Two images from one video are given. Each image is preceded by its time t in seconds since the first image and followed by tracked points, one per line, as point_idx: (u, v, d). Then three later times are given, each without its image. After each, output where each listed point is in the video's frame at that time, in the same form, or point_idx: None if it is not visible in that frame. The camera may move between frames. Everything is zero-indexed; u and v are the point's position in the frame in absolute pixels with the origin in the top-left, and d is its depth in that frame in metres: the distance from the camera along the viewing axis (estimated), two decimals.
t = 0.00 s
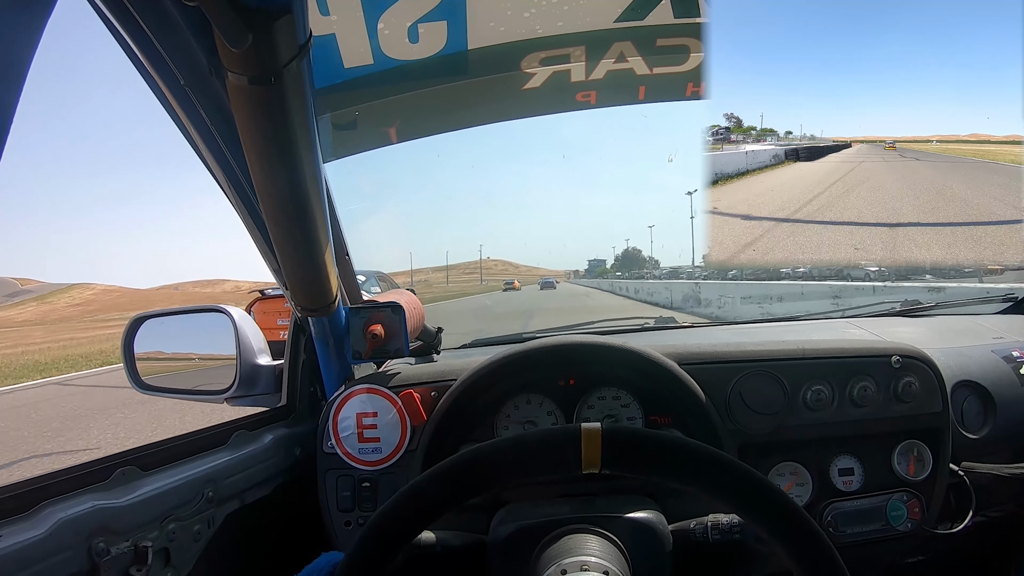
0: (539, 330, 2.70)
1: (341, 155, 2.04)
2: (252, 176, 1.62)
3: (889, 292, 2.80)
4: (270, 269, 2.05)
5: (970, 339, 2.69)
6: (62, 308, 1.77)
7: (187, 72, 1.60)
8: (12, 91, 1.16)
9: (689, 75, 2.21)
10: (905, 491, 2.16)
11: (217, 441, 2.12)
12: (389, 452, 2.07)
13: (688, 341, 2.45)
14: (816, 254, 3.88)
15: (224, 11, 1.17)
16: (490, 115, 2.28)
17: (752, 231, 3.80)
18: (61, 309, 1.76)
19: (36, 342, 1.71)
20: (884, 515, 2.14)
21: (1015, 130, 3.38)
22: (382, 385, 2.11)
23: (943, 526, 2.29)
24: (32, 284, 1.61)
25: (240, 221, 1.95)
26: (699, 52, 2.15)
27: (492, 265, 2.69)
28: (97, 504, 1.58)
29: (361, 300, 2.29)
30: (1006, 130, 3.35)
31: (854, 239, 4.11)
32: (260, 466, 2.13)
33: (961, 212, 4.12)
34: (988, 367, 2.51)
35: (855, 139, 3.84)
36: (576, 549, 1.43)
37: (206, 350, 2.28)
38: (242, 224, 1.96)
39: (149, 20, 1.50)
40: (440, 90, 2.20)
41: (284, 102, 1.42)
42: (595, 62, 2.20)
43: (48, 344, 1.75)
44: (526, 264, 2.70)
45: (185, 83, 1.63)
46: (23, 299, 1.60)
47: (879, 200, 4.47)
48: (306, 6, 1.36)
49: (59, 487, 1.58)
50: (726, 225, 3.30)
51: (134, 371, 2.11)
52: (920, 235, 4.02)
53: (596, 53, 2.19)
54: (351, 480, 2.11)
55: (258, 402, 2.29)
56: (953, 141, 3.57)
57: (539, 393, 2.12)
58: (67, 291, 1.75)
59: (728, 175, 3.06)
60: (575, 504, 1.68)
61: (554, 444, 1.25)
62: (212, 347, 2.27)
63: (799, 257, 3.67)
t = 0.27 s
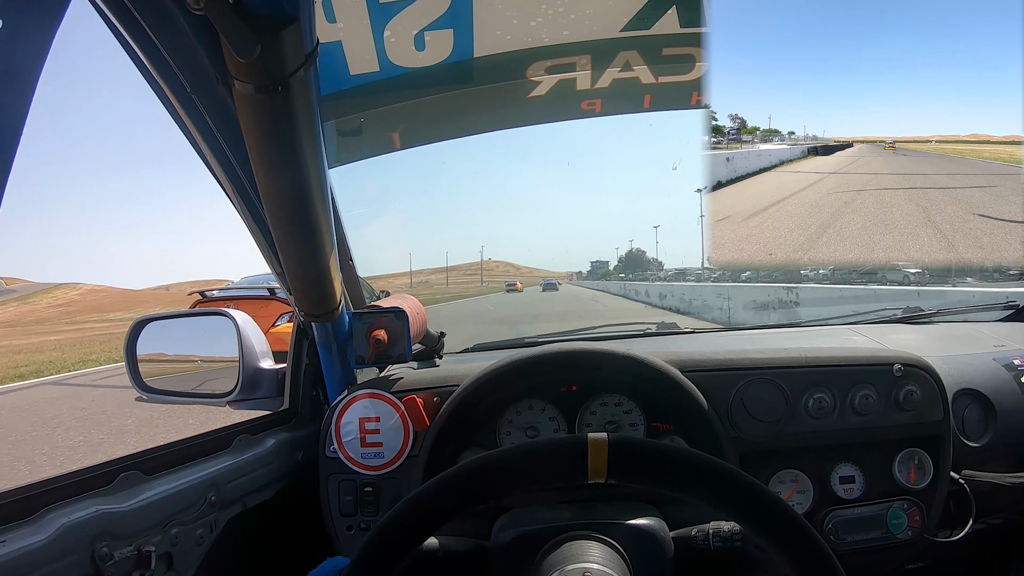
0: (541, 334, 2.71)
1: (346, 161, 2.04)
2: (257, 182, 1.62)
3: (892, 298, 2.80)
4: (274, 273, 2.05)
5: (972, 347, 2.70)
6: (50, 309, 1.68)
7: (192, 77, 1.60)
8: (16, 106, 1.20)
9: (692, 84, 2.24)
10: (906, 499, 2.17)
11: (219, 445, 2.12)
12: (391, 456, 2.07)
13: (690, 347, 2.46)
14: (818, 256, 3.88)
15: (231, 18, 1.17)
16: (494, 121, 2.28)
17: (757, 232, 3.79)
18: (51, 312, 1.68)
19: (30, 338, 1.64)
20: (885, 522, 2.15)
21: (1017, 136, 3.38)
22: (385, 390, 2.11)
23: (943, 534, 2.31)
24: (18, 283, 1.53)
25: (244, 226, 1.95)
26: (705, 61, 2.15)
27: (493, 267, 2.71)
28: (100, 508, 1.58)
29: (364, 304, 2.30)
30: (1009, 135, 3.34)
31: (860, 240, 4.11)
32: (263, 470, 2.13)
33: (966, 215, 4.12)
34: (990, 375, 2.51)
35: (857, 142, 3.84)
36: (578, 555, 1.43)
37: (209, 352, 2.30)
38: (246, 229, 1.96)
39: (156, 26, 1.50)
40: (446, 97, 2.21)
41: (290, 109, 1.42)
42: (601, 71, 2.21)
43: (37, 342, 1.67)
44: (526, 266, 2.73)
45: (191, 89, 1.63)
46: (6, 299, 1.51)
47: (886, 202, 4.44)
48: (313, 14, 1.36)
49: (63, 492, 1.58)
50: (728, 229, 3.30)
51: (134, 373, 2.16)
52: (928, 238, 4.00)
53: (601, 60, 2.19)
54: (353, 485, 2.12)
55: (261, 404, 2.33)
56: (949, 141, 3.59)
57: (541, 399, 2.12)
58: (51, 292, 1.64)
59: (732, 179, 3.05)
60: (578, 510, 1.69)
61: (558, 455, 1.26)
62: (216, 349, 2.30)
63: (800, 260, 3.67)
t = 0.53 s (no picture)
0: (541, 334, 2.70)
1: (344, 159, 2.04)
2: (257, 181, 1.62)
3: (893, 298, 2.79)
4: (273, 272, 2.05)
5: (973, 347, 2.69)
6: (27, 310, 1.55)
7: (191, 75, 1.60)
8: (15, 99, 1.20)
9: (692, 82, 2.24)
10: (907, 500, 2.16)
11: (218, 444, 2.12)
12: (390, 455, 2.07)
13: (690, 347, 2.45)
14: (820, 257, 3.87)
15: (230, 15, 1.17)
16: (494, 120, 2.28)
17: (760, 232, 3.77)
18: (31, 313, 1.55)
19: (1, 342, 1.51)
20: (885, 523, 2.14)
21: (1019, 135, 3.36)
22: (384, 389, 2.11)
23: (944, 534, 2.29)
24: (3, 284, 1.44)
25: (243, 224, 1.95)
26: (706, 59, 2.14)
27: (495, 267, 2.68)
28: (98, 506, 1.58)
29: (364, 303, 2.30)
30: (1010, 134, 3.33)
31: (862, 240, 4.09)
32: (262, 469, 2.13)
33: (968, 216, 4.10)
34: (991, 376, 2.50)
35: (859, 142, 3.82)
36: (577, 555, 1.43)
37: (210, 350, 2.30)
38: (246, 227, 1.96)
39: (154, 24, 1.50)
40: (446, 95, 2.21)
41: (289, 107, 1.42)
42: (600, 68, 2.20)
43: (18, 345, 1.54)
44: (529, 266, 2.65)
45: (190, 87, 1.63)
46: None
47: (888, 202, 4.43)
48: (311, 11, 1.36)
49: (60, 490, 1.58)
50: (730, 228, 3.29)
51: (133, 371, 1.99)
52: (931, 238, 3.99)
53: (601, 59, 2.19)
54: (352, 484, 2.11)
55: (261, 404, 2.39)
56: (952, 141, 3.58)
57: (540, 399, 2.12)
58: (33, 292, 1.53)
59: (734, 178, 3.04)
60: (576, 510, 1.68)
61: (555, 454, 1.25)
62: (217, 347, 2.31)
63: (802, 260, 3.66)
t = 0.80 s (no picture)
0: (544, 335, 2.70)
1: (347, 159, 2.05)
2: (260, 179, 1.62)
3: (896, 301, 2.79)
4: (276, 272, 2.05)
5: (974, 350, 2.69)
6: None
7: (197, 74, 1.60)
8: (17, 98, 1.20)
9: (695, 84, 2.24)
10: (908, 501, 2.16)
11: (220, 444, 2.12)
12: (393, 456, 2.07)
13: (693, 348, 2.46)
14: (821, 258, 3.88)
15: (237, 13, 1.18)
16: (498, 122, 2.28)
17: (762, 233, 3.78)
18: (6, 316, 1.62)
19: None
20: (887, 524, 2.14)
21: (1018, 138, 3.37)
22: (387, 389, 2.11)
23: (945, 536, 2.30)
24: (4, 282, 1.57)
25: (247, 223, 1.95)
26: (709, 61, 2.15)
27: (495, 267, 2.72)
28: (100, 505, 1.58)
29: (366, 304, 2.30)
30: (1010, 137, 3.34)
31: (862, 242, 4.10)
32: (264, 469, 2.13)
33: (969, 219, 4.11)
34: (992, 378, 2.51)
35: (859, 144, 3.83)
36: (579, 556, 1.43)
37: (213, 352, 2.28)
38: (249, 226, 1.97)
39: (161, 23, 1.50)
40: (449, 95, 2.21)
41: (295, 106, 1.42)
42: (605, 70, 2.19)
43: None
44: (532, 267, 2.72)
45: (195, 86, 1.63)
46: None
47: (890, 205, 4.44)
48: (317, 10, 1.36)
49: (61, 489, 1.58)
50: (732, 231, 3.30)
51: (137, 370, 2.15)
52: (931, 240, 3.99)
53: (605, 60, 2.19)
54: (354, 484, 2.11)
55: (262, 404, 2.28)
56: (953, 143, 3.59)
57: (542, 399, 2.12)
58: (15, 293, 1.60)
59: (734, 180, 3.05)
60: (578, 511, 1.68)
61: (559, 452, 1.25)
62: (220, 349, 2.28)
63: (804, 261, 3.66)
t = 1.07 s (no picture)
0: (549, 333, 2.71)
1: (353, 156, 2.06)
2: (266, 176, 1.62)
3: (899, 299, 2.79)
4: (282, 270, 2.05)
5: (980, 348, 2.69)
6: None
7: (204, 72, 1.60)
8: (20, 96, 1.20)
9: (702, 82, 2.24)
10: (914, 499, 2.16)
11: (226, 441, 2.12)
12: (398, 453, 2.07)
13: (698, 346, 2.46)
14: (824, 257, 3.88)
15: (246, 11, 1.17)
16: (503, 120, 2.29)
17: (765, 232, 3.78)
18: None
19: None
20: (893, 522, 2.14)
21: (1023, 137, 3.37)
22: (393, 387, 2.11)
23: (951, 534, 2.29)
24: None
25: (253, 221, 1.96)
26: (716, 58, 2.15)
27: (499, 267, 2.69)
28: (106, 503, 1.58)
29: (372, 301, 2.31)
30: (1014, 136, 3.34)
31: (865, 241, 4.10)
32: (270, 467, 2.13)
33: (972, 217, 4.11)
34: (998, 376, 2.51)
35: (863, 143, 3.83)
36: (586, 554, 1.43)
37: (217, 349, 2.32)
38: (255, 224, 1.97)
39: (169, 21, 1.50)
40: (455, 92, 2.22)
41: (302, 103, 1.42)
42: (611, 67, 2.22)
43: None
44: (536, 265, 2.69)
45: (202, 84, 1.63)
46: None
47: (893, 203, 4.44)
48: (325, 8, 1.36)
49: (68, 486, 1.58)
50: (736, 229, 3.30)
51: (143, 369, 2.14)
52: (935, 239, 3.99)
53: (611, 58, 2.19)
54: (360, 482, 2.11)
55: (269, 402, 2.30)
56: (955, 142, 3.58)
57: (548, 397, 2.12)
58: None
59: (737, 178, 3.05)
60: (585, 509, 1.68)
61: (567, 449, 1.25)
62: (224, 346, 2.31)
63: (808, 259, 3.66)
